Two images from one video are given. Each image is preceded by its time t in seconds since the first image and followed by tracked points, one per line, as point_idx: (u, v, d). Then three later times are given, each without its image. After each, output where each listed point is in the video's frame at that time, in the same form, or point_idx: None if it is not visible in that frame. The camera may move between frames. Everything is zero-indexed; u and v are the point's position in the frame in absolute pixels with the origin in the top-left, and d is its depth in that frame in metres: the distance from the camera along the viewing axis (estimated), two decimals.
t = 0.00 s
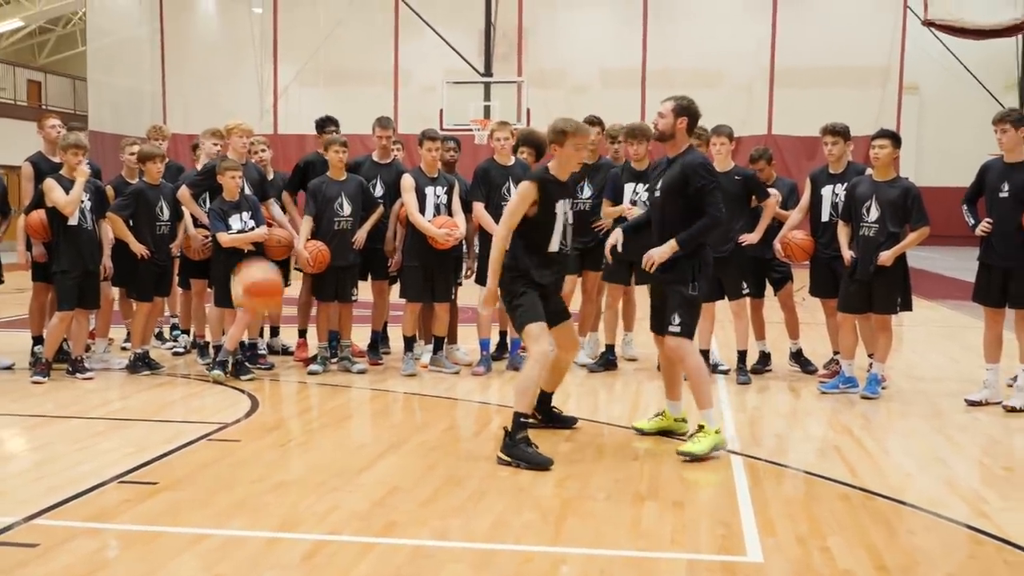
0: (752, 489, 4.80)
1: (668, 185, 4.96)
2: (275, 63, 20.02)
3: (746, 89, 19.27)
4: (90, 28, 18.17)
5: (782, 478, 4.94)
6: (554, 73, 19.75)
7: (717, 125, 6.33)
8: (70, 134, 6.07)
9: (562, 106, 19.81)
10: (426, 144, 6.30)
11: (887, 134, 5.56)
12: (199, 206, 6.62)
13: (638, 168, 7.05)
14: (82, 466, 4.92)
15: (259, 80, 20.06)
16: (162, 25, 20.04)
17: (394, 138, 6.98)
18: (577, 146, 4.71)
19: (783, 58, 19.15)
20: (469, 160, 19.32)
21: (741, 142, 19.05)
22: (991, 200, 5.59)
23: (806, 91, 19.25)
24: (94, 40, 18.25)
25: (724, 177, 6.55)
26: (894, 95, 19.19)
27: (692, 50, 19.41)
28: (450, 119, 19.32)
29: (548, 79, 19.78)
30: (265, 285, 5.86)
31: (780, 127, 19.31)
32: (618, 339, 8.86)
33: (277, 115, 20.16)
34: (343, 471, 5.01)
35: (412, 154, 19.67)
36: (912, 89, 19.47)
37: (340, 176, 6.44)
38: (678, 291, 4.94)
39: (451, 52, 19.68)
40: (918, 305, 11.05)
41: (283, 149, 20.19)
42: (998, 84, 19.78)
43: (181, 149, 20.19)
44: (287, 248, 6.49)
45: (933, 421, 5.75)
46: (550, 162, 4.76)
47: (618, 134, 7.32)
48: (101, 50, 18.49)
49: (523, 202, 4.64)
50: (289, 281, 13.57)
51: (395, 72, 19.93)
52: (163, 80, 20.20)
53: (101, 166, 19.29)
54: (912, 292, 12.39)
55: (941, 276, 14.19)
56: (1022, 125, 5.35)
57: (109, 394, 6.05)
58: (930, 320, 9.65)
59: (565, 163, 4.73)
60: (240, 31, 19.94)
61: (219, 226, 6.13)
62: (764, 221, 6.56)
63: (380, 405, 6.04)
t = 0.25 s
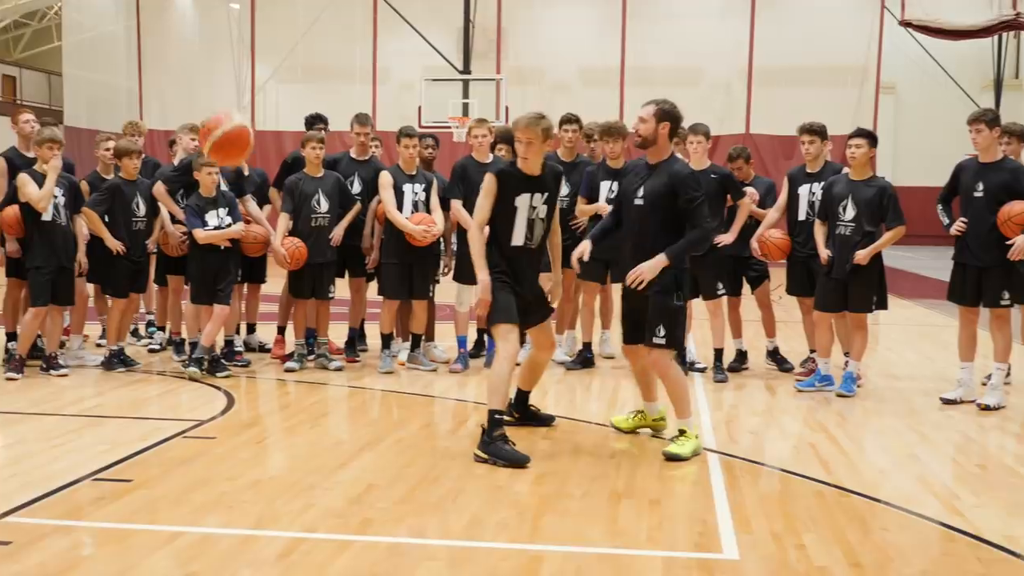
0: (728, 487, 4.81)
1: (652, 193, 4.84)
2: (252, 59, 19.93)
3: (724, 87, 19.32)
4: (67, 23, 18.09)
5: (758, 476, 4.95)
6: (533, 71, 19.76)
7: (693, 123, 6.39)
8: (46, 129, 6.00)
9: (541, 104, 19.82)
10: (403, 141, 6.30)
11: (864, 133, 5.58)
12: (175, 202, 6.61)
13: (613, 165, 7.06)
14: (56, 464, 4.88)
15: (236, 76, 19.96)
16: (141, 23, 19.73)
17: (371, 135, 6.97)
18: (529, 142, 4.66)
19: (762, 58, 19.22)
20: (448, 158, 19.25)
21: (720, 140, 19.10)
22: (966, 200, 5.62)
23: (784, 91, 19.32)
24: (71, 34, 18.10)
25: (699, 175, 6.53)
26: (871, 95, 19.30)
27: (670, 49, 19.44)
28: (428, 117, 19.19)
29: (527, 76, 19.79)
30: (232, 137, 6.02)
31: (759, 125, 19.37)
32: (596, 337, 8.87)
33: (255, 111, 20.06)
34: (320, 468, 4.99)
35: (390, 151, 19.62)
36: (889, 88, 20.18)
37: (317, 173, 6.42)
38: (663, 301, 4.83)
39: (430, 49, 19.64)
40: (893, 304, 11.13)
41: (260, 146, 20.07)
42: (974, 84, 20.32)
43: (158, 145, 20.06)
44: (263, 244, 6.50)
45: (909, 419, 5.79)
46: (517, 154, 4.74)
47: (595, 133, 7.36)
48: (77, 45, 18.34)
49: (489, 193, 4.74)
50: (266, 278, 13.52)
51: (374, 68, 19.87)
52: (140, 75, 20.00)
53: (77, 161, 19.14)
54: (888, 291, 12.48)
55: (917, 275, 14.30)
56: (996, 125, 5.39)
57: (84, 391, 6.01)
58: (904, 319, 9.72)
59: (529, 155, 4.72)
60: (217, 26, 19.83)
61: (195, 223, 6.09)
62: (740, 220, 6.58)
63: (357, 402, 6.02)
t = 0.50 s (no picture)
0: (701, 489, 4.82)
1: (607, 194, 4.65)
2: (227, 59, 19.86)
3: (699, 89, 19.43)
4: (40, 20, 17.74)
5: (731, 477, 4.96)
6: (507, 72, 19.81)
7: (668, 126, 6.41)
8: (18, 127, 5.98)
9: (516, 105, 19.85)
10: (376, 142, 6.31)
11: (837, 136, 5.61)
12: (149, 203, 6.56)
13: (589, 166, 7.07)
14: (25, 465, 4.83)
15: (210, 76, 19.91)
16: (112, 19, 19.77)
17: (345, 135, 6.95)
18: (497, 146, 4.60)
19: (735, 61, 19.36)
20: (421, 159, 19.13)
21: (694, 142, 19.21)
22: (936, 203, 5.65)
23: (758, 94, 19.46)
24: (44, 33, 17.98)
25: (671, 177, 6.52)
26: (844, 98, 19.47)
27: (644, 52, 19.53)
28: (402, 117, 18.78)
29: (501, 78, 19.83)
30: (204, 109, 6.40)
31: (732, 128, 19.49)
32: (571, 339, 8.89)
33: (229, 111, 20.01)
34: (292, 470, 4.97)
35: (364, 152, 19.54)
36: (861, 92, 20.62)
37: (290, 173, 6.41)
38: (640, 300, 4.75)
39: (405, 51, 19.61)
40: (866, 306, 11.21)
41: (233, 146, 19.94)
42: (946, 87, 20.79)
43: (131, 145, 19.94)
44: (235, 244, 6.48)
45: (881, 421, 5.81)
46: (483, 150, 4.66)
47: (568, 134, 7.37)
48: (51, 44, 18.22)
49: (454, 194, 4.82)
50: (241, 279, 13.48)
51: (349, 69, 19.84)
52: (113, 74, 19.93)
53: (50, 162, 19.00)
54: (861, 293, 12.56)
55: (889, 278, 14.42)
56: (965, 128, 5.41)
57: (55, 393, 5.96)
58: (875, 320, 9.80)
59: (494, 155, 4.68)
60: (192, 27, 19.77)
61: (167, 223, 6.05)
62: (713, 222, 6.60)
63: (331, 403, 6.00)
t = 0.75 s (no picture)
0: (679, 496, 4.83)
1: (536, 217, 4.36)
2: (205, 65, 19.84)
3: (677, 97, 19.54)
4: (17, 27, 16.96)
5: (710, 484, 4.97)
6: (486, 79, 19.85)
7: (647, 133, 6.43)
8: None
9: (494, 112, 19.90)
10: (354, 149, 6.33)
11: (814, 144, 5.63)
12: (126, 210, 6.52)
13: (572, 174, 7.08)
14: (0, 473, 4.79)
15: (189, 83, 19.89)
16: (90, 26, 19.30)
17: (324, 142, 6.95)
18: (465, 143, 4.59)
19: (713, 69, 19.46)
20: (400, 166, 19.16)
21: (674, 150, 19.28)
22: (912, 211, 5.68)
23: (736, 101, 19.57)
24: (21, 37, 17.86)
25: (652, 185, 6.55)
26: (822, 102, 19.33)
27: (622, 59, 19.61)
28: (381, 124, 19.25)
29: (480, 84, 19.88)
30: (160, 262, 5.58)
31: (711, 136, 19.59)
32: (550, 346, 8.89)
33: (208, 116, 19.97)
34: (270, 478, 4.95)
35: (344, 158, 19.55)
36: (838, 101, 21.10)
37: (270, 180, 6.40)
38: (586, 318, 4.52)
39: (384, 57, 19.63)
40: (842, 313, 11.28)
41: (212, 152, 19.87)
42: (924, 95, 20.99)
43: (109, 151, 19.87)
44: (213, 250, 6.46)
45: (858, 428, 5.84)
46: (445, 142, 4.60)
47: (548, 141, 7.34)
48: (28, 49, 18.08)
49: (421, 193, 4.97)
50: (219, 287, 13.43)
51: (328, 74, 19.84)
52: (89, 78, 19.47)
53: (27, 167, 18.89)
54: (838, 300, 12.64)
55: (867, 285, 14.50)
56: (941, 137, 5.44)
57: (32, 400, 5.92)
58: (852, 328, 9.85)
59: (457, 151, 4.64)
60: (170, 33, 19.75)
61: (146, 229, 6.11)
62: (693, 228, 6.64)
63: (310, 410, 5.99)
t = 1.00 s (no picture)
0: (679, 498, 4.83)
1: (435, 221, 4.10)
2: (205, 67, 19.87)
3: (677, 99, 19.53)
4: (16, 28, 17.26)
5: (710, 486, 4.97)
6: (485, 81, 19.85)
7: (649, 136, 6.47)
8: None
9: (494, 114, 19.90)
10: (353, 151, 6.35)
11: (814, 147, 5.64)
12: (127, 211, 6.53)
13: (577, 177, 7.13)
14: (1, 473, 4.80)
15: (188, 84, 19.90)
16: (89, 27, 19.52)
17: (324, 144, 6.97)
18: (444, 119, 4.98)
19: (713, 71, 19.45)
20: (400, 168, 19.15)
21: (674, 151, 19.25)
22: (911, 214, 5.68)
23: (736, 103, 19.55)
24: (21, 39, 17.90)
25: (654, 187, 6.56)
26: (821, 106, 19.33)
27: (622, 62, 19.60)
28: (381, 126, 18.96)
29: (479, 86, 19.88)
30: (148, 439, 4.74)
31: (711, 138, 19.58)
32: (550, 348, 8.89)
33: (207, 118, 19.98)
34: (270, 479, 4.95)
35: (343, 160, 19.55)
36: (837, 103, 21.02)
37: (270, 181, 6.42)
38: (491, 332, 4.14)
39: (383, 59, 19.62)
40: (842, 316, 11.27)
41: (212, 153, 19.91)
42: (925, 98, 20.99)
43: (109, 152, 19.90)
44: (213, 252, 6.46)
45: (858, 430, 5.83)
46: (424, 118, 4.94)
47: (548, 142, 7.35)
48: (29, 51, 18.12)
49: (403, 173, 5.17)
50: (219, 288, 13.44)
51: (328, 76, 19.85)
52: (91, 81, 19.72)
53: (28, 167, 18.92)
54: (838, 303, 12.63)
55: (866, 287, 14.49)
56: (940, 140, 5.46)
57: (33, 400, 5.93)
58: (852, 331, 9.83)
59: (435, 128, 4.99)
60: (170, 34, 19.77)
61: (146, 231, 6.10)
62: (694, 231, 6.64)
63: (310, 411, 5.99)
